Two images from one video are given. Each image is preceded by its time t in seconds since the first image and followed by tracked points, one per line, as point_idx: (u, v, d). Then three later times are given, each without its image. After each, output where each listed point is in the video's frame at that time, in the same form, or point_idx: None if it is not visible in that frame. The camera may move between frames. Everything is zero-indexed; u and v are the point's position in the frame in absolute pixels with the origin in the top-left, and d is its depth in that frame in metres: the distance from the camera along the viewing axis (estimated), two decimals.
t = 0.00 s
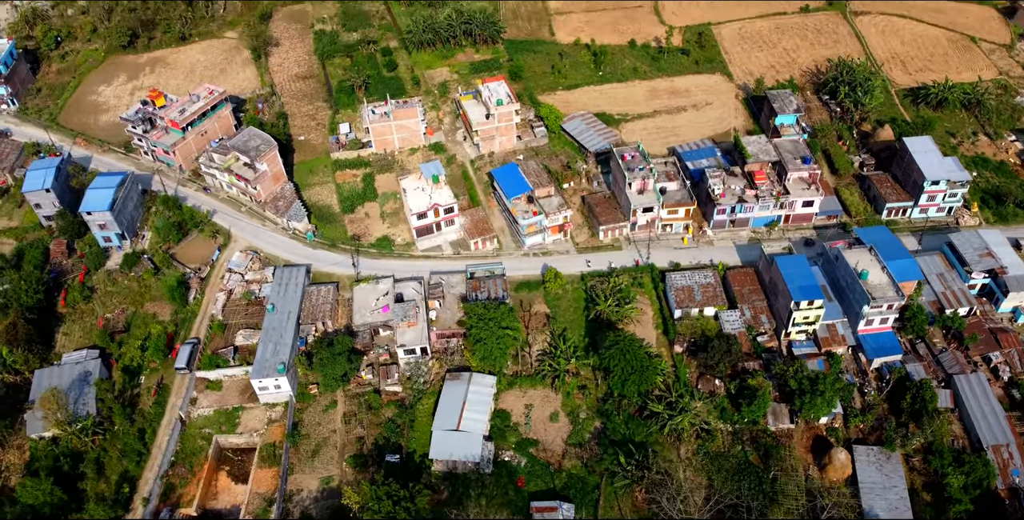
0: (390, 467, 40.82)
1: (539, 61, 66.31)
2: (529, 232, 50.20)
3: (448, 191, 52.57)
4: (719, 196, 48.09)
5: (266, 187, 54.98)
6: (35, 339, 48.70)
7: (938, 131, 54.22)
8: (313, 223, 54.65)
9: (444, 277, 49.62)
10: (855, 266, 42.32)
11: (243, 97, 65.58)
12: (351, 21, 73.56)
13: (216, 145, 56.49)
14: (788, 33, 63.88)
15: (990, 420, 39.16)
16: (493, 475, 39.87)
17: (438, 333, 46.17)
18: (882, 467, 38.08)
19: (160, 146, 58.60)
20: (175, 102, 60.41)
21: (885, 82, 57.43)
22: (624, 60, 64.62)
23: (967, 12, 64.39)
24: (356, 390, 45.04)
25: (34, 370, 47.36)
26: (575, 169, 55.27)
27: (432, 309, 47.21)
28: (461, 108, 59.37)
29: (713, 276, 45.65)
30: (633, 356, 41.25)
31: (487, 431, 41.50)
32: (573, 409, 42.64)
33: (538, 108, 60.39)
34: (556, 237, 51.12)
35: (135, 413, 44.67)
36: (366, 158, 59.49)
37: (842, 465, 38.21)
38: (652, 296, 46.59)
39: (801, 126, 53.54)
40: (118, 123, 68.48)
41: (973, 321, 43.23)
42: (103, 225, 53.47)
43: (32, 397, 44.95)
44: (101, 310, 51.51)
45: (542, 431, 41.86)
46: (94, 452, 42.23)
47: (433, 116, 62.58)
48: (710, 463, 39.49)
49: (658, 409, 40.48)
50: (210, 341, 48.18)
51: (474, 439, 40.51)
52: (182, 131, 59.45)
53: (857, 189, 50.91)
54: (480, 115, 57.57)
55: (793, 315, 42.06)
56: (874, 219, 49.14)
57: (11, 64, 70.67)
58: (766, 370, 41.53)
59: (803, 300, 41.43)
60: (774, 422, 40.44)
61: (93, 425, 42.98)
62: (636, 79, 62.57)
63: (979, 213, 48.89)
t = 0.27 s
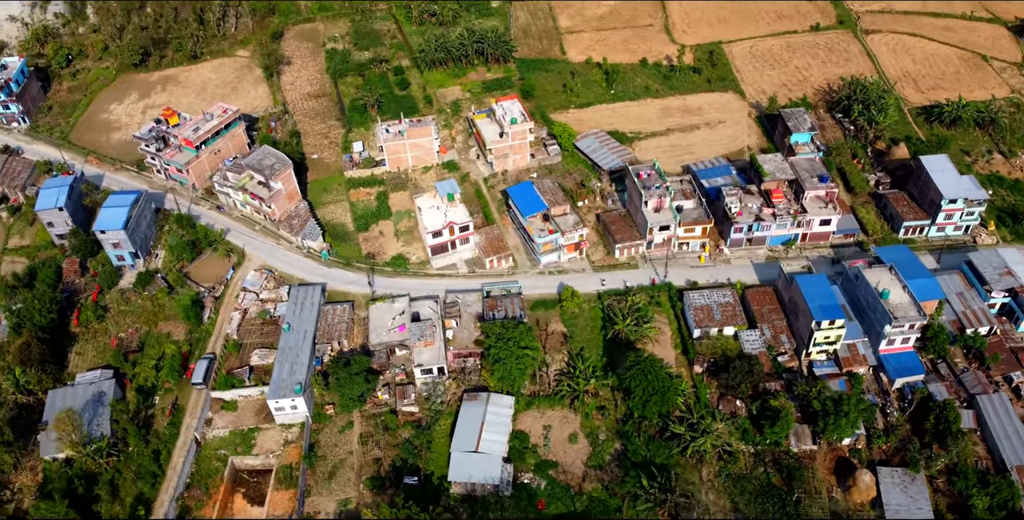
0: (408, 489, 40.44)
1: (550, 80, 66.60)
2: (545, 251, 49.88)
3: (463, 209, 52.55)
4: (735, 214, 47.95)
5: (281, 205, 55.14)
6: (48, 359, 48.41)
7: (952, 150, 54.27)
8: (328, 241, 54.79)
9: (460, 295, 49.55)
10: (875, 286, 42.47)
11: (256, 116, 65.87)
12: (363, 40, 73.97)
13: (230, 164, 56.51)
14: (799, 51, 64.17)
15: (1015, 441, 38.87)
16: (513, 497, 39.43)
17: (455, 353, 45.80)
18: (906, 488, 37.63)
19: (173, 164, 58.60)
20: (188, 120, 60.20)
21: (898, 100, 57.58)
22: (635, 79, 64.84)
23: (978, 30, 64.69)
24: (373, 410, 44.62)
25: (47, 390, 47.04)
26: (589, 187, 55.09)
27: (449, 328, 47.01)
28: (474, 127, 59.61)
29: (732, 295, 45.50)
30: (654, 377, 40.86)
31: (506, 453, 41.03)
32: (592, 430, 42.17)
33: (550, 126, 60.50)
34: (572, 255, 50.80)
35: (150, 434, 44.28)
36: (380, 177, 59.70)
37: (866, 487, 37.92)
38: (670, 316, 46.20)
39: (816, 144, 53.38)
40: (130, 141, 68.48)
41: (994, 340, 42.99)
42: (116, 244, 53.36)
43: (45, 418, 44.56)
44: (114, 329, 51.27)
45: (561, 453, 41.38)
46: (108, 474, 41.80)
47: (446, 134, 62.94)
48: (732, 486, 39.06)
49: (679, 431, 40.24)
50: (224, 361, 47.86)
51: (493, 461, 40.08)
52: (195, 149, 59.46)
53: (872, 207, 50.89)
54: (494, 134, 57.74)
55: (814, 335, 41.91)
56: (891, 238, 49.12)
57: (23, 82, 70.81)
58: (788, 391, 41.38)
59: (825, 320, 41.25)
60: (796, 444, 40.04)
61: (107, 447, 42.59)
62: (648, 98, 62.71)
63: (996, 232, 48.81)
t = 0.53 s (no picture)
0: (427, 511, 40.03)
1: (562, 98, 66.80)
2: (561, 269, 49.62)
3: (478, 227, 52.42)
4: (753, 233, 47.86)
5: (295, 224, 55.21)
6: (62, 379, 48.09)
7: (966, 168, 54.30)
8: (342, 260, 54.83)
9: (475, 314, 49.19)
10: (897, 305, 42.37)
11: (268, 134, 66.14)
12: (374, 58, 74.33)
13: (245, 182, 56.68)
14: (810, 69, 64.43)
15: None
16: None
17: (471, 373, 45.37)
18: (932, 510, 37.19)
19: (186, 183, 58.57)
20: (201, 139, 60.35)
21: (911, 119, 57.71)
22: (647, 97, 64.99)
23: (988, 48, 64.97)
24: (389, 431, 44.18)
25: (61, 411, 46.70)
26: (603, 205, 54.98)
27: (465, 348, 46.64)
28: (488, 145, 59.70)
29: (751, 314, 45.31)
30: (677, 397, 40.42)
31: (525, 475, 40.54)
32: (612, 452, 41.73)
33: (563, 144, 60.58)
34: (588, 273, 50.48)
35: (165, 455, 43.88)
36: (393, 196, 59.78)
37: (892, 509, 37.47)
38: (688, 335, 45.90)
39: (831, 163, 53.46)
40: (142, 159, 68.54)
41: (1016, 360, 42.79)
42: (130, 262, 53.22)
43: (59, 439, 44.17)
44: (127, 349, 51.02)
45: (581, 475, 40.93)
46: (123, 496, 41.45)
47: (459, 152, 63.13)
48: (755, 508, 38.68)
49: (700, 452, 39.89)
50: (239, 382, 47.67)
51: (512, 483, 39.62)
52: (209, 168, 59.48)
53: (889, 225, 50.83)
54: (508, 152, 57.79)
55: (835, 355, 41.88)
56: (908, 256, 49.03)
57: (34, 100, 70.81)
58: (810, 411, 41.15)
59: (847, 340, 41.26)
60: (819, 465, 39.71)
61: (122, 468, 42.20)
62: (660, 116, 62.82)
63: (1013, 250, 48.71)
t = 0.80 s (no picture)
0: None
1: (573, 116, 66.95)
2: (577, 287, 49.45)
3: (494, 245, 52.37)
4: (771, 251, 47.72)
5: (310, 242, 55.28)
6: (75, 400, 47.69)
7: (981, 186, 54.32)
8: (357, 278, 54.72)
9: (491, 333, 48.74)
10: (919, 325, 42.24)
11: (281, 153, 66.32)
12: (385, 77, 74.65)
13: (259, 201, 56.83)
14: (822, 88, 64.69)
15: None
16: None
17: (489, 393, 44.94)
18: None
19: (200, 202, 58.59)
20: (214, 157, 60.35)
21: (925, 137, 57.81)
22: (659, 115, 65.14)
23: (999, 67, 65.22)
24: (407, 452, 43.74)
25: (75, 432, 46.31)
26: (618, 223, 54.90)
27: (482, 368, 46.19)
28: (501, 163, 59.73)
29: (771, 333, 45.06)
30: (700, 419, 40.07)
31: (546, 497, 39.99)
32: (633, 474, 41.25)
33: (576, 163, 60.34)
34: (604, 291, 50.27)
35: (180, 477, 43.42)
36: (407, 214, 59.74)
37: None
38: (707, 356, 45.64)
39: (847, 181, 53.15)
40: (153, 177, 68.50)
41: None
42: (144, 281, 53.03)
43: (73, 461, 43.70)
44: (141, 369, 50.66)
45: (602, 497, 40.41)
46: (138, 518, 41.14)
47: (472, 170, 63.13)
48: None
49: (723, 474, 39.38)
50: (254, 402, 47.29)
51: (533, 505, 39.06)
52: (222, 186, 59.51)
53: (905, 243, 50.77)
54: (522, 170, 57.76)
55: (857, 375, 41.69)
56: (926, 274, 48.95)
57: (45, 118, 70.31)
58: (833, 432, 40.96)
59: (869, 360, 41.14)
60: (842, 486, 39.31)
61: (137, 491, 41.80)
62: (673, 134, 62.91)
63: None
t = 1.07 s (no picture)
0: None
1: (585, 134, 67.09)
2: (593, 306, 49.10)
3: (508, 263, 52.09)
4: (788, 270, 47.54)
5: (324, 261, 55.27)
6: (89, 420, 47.32)
7: (996, 204, 54.30)
8: (371, 296, 54.58)
9: (507, 353, 48.27)
10: (940, 345, 42.04)
11: (293, 171, 66.45)
12: (396, 95, 75.04)
13: (273, 220, 56.96)
14: (833, 106, 64.92)
15: None
16: None
17: (507, 414, 44.59)
18: None
19: (213, 220, 58.52)
20: (228, 176, 60.36)
21: (938, 155, 57.87)
22: (671, 133, 65.26)
23: (1009, 85, 65.47)
24: (424, 474, 43.30)
25: (88, 453, 45.95)
26: (633, 241, 54.73)
27: (500, 388, 45.81)
28: (515, 181, 59.72)
29: (790, 353, 44.85)
30: (723, 441, 39.70)
31: None
32: (654, 496, 40.69)
33: (589, 181, 60.27)
34: (620, 310, 49.88)
35: (195, 500, 42.95)
36: (420, 232, 59.72)
37: None
38: (727, 376, 45.34)
39: (862, 200, 53.18)
40: (165, 195, 68.45)
41: None
42: (157, 300, 52.80)
43: (87, 483, 43.15)
44: (155, 390, 50.33)
45: None
46: None
47: (484, 188, 63.15)
48: None
49: (747, 497, 38.79)
50: (269, 422, 47.14)
51: None
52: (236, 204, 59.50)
53: (922, 262, 50.68)
54: (535, 188, 57.73)
55: (879, 395, 41.34)
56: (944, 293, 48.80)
57: (56, 136, 70.48)
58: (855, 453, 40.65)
59: (891, 380, 40.87)
60: (866, 508, 38.72)
61: (153, 514, 41.43)
62: (685, 152, 62.97)
63: None
